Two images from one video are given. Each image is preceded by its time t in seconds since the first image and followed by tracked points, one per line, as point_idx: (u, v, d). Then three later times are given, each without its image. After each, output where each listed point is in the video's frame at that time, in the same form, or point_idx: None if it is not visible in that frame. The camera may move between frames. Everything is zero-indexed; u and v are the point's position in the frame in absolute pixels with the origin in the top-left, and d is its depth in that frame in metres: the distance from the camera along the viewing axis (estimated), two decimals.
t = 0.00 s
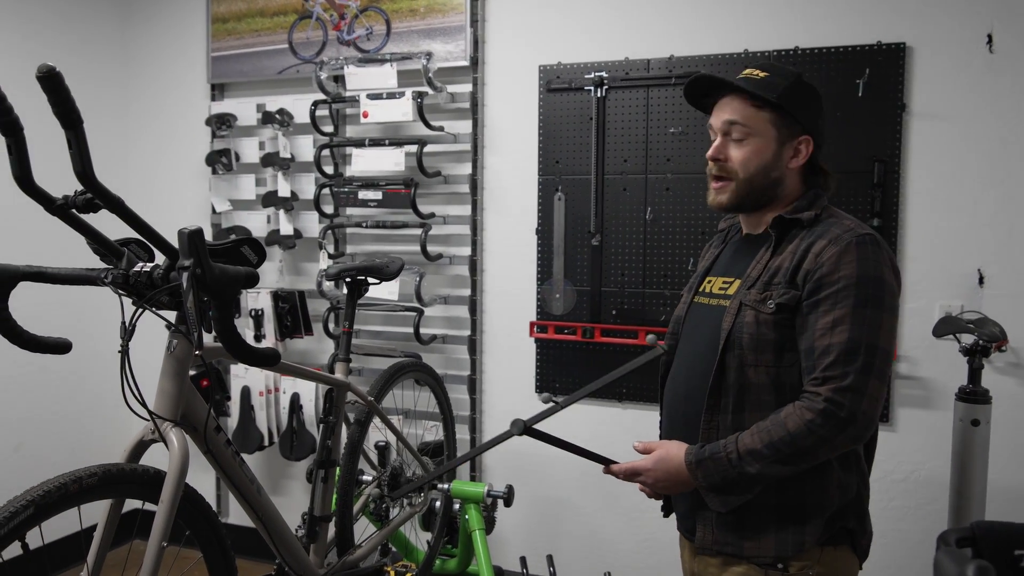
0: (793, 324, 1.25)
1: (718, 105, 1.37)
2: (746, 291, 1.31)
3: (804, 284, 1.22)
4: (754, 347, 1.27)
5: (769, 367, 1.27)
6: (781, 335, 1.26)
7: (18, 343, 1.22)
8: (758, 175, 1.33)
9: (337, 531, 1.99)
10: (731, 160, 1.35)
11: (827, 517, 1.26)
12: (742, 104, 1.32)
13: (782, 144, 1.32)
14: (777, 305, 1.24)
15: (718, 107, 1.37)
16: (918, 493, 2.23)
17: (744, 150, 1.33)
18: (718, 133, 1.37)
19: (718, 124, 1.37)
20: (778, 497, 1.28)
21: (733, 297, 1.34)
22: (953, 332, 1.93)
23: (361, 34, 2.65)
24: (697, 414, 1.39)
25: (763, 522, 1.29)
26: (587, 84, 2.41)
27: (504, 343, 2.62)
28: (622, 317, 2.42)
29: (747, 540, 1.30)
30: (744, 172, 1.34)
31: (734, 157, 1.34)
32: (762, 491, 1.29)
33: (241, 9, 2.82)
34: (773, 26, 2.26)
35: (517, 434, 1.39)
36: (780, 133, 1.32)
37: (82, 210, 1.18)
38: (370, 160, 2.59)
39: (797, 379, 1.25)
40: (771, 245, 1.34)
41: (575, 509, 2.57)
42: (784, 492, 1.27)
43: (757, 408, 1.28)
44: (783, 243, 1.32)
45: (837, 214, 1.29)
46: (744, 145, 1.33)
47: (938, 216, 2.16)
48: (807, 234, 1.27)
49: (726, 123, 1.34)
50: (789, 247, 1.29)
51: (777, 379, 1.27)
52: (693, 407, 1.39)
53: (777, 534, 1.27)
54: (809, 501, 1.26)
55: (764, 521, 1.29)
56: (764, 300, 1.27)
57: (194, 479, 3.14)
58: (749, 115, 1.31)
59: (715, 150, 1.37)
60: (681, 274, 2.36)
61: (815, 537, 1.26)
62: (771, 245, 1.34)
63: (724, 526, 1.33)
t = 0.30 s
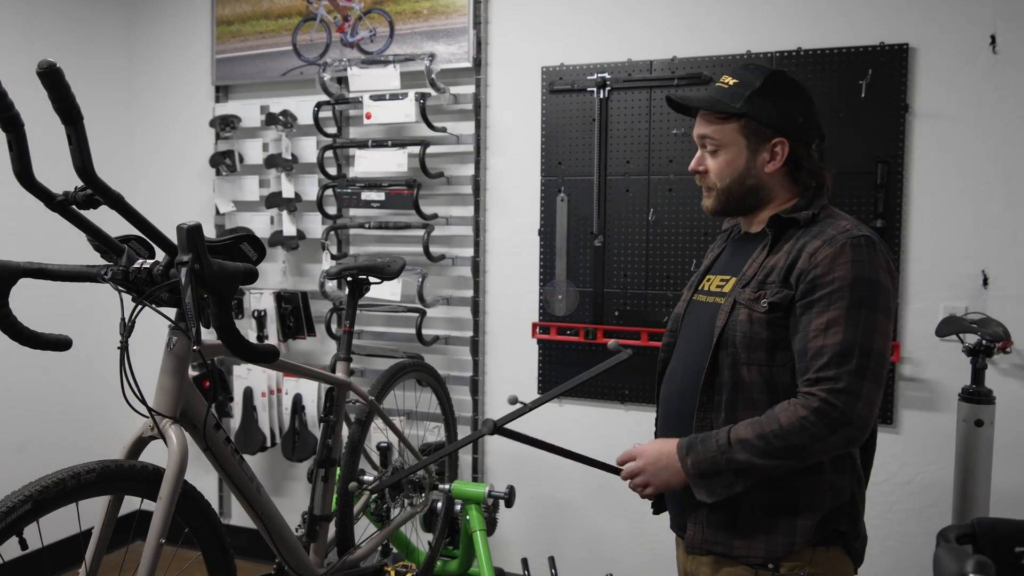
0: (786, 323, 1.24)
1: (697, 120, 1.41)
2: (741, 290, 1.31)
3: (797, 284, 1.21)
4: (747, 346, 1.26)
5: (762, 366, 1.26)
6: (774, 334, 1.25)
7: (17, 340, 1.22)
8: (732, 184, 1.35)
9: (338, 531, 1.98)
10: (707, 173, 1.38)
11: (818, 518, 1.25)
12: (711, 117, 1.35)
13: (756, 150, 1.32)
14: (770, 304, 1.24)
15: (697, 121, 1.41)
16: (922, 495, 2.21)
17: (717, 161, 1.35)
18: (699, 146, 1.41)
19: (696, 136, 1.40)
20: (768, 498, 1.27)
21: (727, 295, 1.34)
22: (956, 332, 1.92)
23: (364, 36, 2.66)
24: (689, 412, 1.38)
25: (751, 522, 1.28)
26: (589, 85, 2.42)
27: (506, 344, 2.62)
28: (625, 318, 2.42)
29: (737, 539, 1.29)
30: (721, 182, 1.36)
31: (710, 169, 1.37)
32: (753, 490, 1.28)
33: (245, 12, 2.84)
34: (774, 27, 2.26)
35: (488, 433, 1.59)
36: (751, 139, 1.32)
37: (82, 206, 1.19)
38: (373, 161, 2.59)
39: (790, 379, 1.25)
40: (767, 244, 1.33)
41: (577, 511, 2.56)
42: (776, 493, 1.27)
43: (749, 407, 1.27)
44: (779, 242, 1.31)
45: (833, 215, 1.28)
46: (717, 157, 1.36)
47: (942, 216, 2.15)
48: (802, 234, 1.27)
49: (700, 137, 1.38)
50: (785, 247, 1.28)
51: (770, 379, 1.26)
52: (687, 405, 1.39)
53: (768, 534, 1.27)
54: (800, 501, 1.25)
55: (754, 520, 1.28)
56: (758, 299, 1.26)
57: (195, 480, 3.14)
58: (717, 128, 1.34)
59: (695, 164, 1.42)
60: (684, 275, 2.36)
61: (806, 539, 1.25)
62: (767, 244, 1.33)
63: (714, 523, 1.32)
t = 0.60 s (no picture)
0: (797, 325, 1.23)
1: (714, 113, 1.35)
2: (748, 290, 1.31)
3: (812, 287, 1.20)
4: (754, 348, 1.27)
5: (768, 367, 1.26)
6: (783, 336, 1.24)
7: (27, 340, 1.23)
8: (772, 172, 1.32)
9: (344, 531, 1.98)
10: (740, 165, 1.33)
11: (819, 520, 1.24)
12: (740, 107, 1.31)
13: (786, 139, 1.32)
14: (778, 305, 1.24)
15: (714, 114, 1.35)
16: (929, 496, 2.21)
17: (752, 152, 1.31)
18: (721, 140, 1.34)
19: (722, 129, 1.34)
20: (771, 500, 1.27)
21: (733, 296, 1.34)
22: (962, 332, 1.92)
23: (370, 37, 2.67)
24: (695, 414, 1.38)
25: (755, 523, 1.28)
26: (594, 85, 2.42)
27: (511, 344, 2.62)
28: (630, 318, 2.42)
29: (738, 540, 1.29)
30: (757, 173, 1.32)
31: (744, 161, 1.32)
32: (754, 492, 1.28)
33: (251, 13, 2.84)
34: (779, 27, 2.26)
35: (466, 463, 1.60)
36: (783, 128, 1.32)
37: (90, 207, 1.19)
38: (378, 161, 2.60)
39: (797, 381, 1.24)
40: (774, 245, 1.34)
41: (582, 511, 2.56)
42: (779, 495, 1.26)
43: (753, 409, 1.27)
44: (786, 243, 1.31)
45: (841, 214, 1.27)
46: (753, 147, 1.31)
47: (949, 216, 2.15)
48: (810, 235, 1.27)
49: (729, 129, 1.32)
50: (792, 249, 1.28)
51: (776, 380, 1.25)
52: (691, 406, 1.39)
53: (769, 535, 1.27)
54: (802, 503, 1.25)
55: (756, 522, 1.28)
56: (766, 300, 1.27)
57: (201, 479, 3.15)
58: (752, 116, 1.31)
59: (721, 157, 1.35)
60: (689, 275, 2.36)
61: (808, 540, 1.25)
62: (774, 245, 1.33)
63: (715, 525, 1.32)
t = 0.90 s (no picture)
0: (815, 326, 1.23)
1: (746, 102, 1.36)
2: (764, 290, 1.30)
3: (836, 287, 1.20)
4: (773, 348, 1.25)
5: (785, 368, 1.25)
6: (802, 336, 1.24)
7: (37, 340, 1.24)
8: (796, 168, 1.33)
9: (348, 529, 1.99)
10: (768, 154, 1.33)
11: (829, 519, 1.25)
12: (773, 99, 1.34)
13: (808, 141, 1.36)
14: (799, 305, 1.23)
15: (746, 103, 1.36)
16: (934, 497, 2.20)
17: (782, 143, 1.33)
18: (751, 129, 1.35)
19: (754, 117, 1.35)
20: (782, 499, 1.27)
21: (748, 296, 1.33)
22: (969, 333, 1.91)
23: (376, 36, 2.67)
24: (706, 417, 1.36)
25: (765, 524, 1.28)
26: (600, 85, 2.42)
27: (516, 344, 2.62)
28: (634, 318, 2.42)
29: (749, 540, 1.29)
30: (783, 166, 1.33)
31: (773, 151, 1.33)
32: (765, 492, 1.28)
33: (257, 12, 2.85)
34: (786, 27, 2.25)
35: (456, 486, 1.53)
36: (807, 129, 1.36)
37: (98, 207, 1.20)
38: (384, 160, 2.60)
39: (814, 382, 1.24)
40: (788, 245, 1.33)
41: (586, 511, 2.56)
42: (789, 495, 1.26)
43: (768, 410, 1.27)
44: (801, 244, 1.31)
45: (853, 216, 1.29)
46: (781, 139, 1.33)
47: (955, 217, 2.14)
48: (828, 235, 1.27)
49: (763, 117, 1.34)
50: (808, 249, 1.29)
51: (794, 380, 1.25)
52: (701, 409, 1.37)
53: (779, 535, 1.27)
54: (812, 503, 1.25)
55: (766, 522, 1.28)
56: (785, 300, 1.26)
57: (207, 477, 3.16)
58: (784, 110, 1.33)
59: (750, 145, 1.34)
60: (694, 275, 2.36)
61: (819, 539, 1.25)
62: (789, 245, 1.32)
63: (724, 526, 1.32)
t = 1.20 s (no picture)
0: (833, 332, 1.24)
1: (766, 96, 1.36)
2: (781, 294, 1.29)
3: (854, 294, 1.21)
4: (793, 352, 1.25)
5: (804, 372, 1.25)
6: (819, 342, 1.24)
7: (41, 339, 1.24)
8: (813, 165, 1.35)
9: (352, 528, 1.99)
10: (790, 149, 1.33)
11: (845, 519, 1.25)
12: (794, 96, 1.35)
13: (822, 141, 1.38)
14: (820, 311, 1.23)
15: (766, 96, 1.36)
16: (937, 499, 2.20)
17: (803, 140, 1.34)
18: (772, 123, 1.35)
19: (775, 111, 1.35)
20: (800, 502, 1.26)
21: (762, 299, 1.32)
22: (975, 335, 1.90)
23: (380, 34, 2.66)
24: (717, 421, 1.35)
25: (782, 527, 1.26)
26: (605, 84, 2.41)
27: (519, 343, 2.62)
28: (638, 317, 2.42)
29: (766, 543, 1.28)
30: (802, 162, 1.34)
31: (793, 146, 1.34)
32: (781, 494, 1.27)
33: (261, 9, 2.84)
34: (792, 26, 2.24)
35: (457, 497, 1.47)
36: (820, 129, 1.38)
37: (103, 205, 1.19)
38: (388, 159, 2.60)
39: (832, 386, 1.25)
40: (801, 249, 1.32)
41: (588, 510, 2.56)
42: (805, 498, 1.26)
43: (787, 414, 1.27)
44: (815, 248, 1.30)
45: (865, 220, 1.30)
46: (800, 135, 1.34)
47: (960, 218, 2.13)
48: (842, 240, 1.27)
49: (785, 112, 1.34)
50: (824, 253, 1.28)
51: (813, 384, 1.25)
52: (714, 413, 1.36)
53: (797, 539, 1.25)
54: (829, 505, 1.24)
55: (782, 525, 1.26)
56: (804, 305, 1.25)
57: (209, 475, 3.17)
58: (804, 107, 1.35)
59: (772, 139, 1.34)
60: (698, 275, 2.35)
61: (836, 540, 1.26)
62: (803, 249, 1.32)
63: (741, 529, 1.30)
